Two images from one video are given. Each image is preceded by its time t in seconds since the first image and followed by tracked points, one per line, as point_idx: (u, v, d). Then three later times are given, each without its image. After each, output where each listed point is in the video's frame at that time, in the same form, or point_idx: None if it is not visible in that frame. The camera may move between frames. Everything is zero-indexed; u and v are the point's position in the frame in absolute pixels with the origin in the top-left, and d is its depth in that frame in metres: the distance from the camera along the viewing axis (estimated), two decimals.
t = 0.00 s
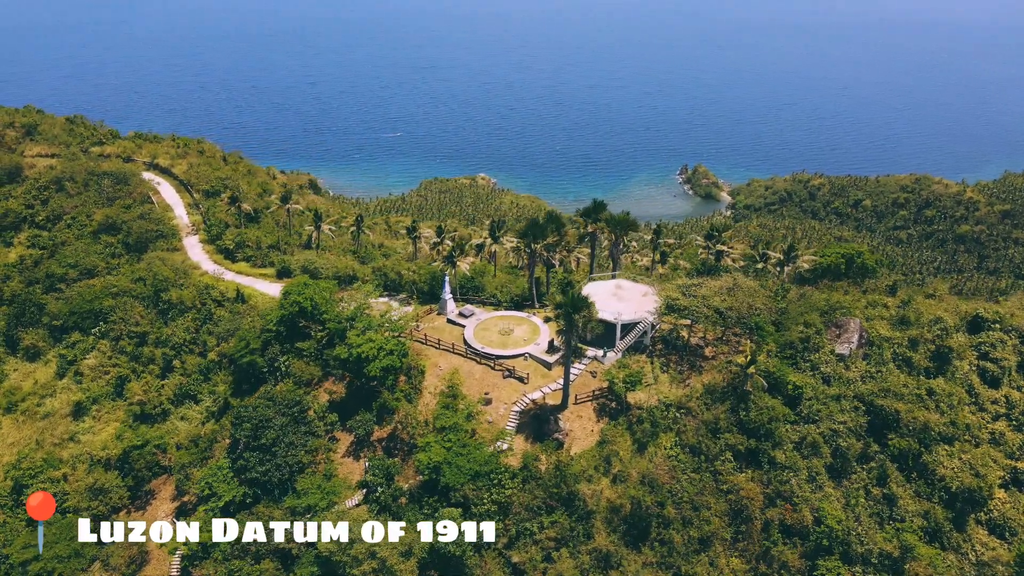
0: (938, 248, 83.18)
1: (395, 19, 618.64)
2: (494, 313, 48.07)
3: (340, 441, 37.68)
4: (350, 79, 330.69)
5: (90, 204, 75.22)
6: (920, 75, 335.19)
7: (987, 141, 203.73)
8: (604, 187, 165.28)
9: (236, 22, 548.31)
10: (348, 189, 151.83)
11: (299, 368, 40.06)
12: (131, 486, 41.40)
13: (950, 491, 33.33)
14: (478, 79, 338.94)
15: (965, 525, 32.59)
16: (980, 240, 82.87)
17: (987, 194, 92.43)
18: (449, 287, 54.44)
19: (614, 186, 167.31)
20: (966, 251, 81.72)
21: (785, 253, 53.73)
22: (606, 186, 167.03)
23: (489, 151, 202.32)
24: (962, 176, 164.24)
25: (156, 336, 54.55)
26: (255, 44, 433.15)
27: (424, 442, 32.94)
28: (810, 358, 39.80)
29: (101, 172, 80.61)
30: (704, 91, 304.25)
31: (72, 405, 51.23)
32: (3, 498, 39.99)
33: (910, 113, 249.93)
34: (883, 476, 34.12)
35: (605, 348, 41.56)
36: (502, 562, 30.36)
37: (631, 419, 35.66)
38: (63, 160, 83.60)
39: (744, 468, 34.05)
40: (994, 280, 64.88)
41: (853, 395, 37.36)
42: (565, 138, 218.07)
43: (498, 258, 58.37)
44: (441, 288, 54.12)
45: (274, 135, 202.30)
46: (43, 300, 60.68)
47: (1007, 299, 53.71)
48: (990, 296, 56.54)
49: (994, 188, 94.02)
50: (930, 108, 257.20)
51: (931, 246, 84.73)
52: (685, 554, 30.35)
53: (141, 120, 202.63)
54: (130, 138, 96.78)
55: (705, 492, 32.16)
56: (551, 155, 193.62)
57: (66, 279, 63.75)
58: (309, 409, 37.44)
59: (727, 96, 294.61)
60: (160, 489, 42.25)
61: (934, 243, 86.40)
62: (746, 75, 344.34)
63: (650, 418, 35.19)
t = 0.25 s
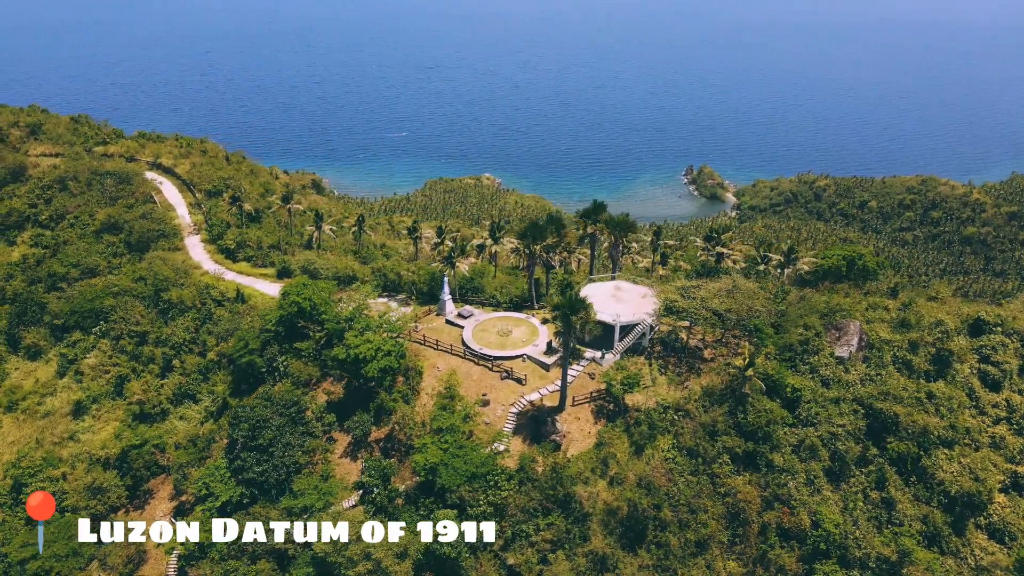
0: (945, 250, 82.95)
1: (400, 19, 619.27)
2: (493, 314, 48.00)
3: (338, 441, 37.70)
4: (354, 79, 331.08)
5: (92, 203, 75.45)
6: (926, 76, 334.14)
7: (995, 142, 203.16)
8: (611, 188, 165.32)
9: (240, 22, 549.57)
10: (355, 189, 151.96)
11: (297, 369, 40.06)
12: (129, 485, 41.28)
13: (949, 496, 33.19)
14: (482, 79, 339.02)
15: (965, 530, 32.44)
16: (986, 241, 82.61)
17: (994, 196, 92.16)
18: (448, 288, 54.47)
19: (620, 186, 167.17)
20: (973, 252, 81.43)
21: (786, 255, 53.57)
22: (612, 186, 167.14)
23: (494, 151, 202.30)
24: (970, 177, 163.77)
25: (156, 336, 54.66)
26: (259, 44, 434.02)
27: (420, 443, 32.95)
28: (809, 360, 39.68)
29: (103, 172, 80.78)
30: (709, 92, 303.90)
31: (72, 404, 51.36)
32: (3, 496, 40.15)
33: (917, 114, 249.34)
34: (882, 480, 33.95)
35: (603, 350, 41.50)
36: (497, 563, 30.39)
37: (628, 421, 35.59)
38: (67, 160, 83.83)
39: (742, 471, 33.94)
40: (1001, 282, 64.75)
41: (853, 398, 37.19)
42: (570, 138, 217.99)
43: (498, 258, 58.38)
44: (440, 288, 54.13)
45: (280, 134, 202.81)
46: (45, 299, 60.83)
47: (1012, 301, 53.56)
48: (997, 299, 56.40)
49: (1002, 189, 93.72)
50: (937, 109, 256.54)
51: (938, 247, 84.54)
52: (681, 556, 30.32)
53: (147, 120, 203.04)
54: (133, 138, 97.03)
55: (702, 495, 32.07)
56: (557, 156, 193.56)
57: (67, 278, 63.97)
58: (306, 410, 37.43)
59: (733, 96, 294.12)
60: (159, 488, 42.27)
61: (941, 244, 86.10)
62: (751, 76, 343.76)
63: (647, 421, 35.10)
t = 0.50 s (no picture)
0: (953, 252, 82.72)
1: (406, 19, 620.42)
2: (491, 315, 47.96)
3: (335, 442, 37.71)
4: (358, 78, 331.36)
5: (96, 202, 75.75)
6: (934, 77, 332.59)
7: (1004, 144, 202.17)
8: (619, 188, 165.27)
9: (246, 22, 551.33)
10: (364, 189, 152.29)
11: (295, 369, 40.09)
12: (127, 484, 41.21)
13: (948, 501, 32.98)
14: (488, 79, 339.08)
15: (964, 536, 32.25)
16: (994, 244, 82.46)
17: (1003, 198, 91.82)
18: (447, 289, 54.42)
19: (627, 187, 166.88)
20: (981, 255, 81.21)
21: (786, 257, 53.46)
22: (619, 187, 167.09)
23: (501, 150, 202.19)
24: (979, 179, 162.95)
25: (156, 335, 54.82)
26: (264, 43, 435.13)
27: (416, 445, 32.95)
28: (808, 363, 39.48)
29: (107, 171, 80.98)
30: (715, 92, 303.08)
31: (72, 402, 51.46)
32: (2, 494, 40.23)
33: (925, 115, 248.32)
34: (880, 485, 33.72)
35: (601, 352, 41.41)
36: (491, 565, 30.37)
37: (625, 424, 35.48)
38: (72, 158, 84.11)
39: (739, 475, 33.82)
40: (1009, 284, 64.49)
41: (852, 402, 36.96)
42: (576, 138, 217.75)
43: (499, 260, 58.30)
44: (439, 289, 54.18)
45: (287, 133, 203.53)
46: (47, 297, 61.00)
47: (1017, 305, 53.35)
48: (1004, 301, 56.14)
49: (1011, 192, 93.42)
50: (945, 111, 255.39)
51: (946, 249, 84.37)
52: (676, 560, 30.22)
53: (153, 120, 203.80)
54: (138, 137, 97.41)
55: (698, 499, 31.91)
56: (563, 156, 193.44)
57: (69, 277, 64.16)
58: (303, 410, 37.45)
59: (740, 97, 293.09)
60: (157, 488, 42.31)
61: (949, 246, 85.90)
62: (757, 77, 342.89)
63: (644, 424, 34.98)
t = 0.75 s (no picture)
0: (960, 254, 82.54)
1: (410, 20, 621.20)
2: (490, 316, 47.91)
3: (333, 442, 37.65)
4: (362, 78, 331.61)
5: (99, 202, 75.90)
6: (940, 78, 331.42)
7: (1011, 145, 201.44)
8: (625, 189, 165.26)
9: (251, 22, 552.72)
10: (370, 188, 152.70)
11: (294, 369, 40.05)
12: (126, 483, 41.22)
13: (947, 505, 32.81)
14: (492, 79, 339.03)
15: (963, 540, 32.08)
16: (1002, 246, 82.29)
17: (1010, 199, 91.48)
18: (447, 289, 54.37)
19: (633, 187, 166.67)
20: (988, 257, 80.95)
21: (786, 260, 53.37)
22: (624, 187, 167.07)
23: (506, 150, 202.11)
24: (986, 181, 162.29)
25: (157, 335, 54.93)
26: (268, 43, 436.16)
27: (414, 445, 32.96)
28: (808, 366, 39.35)
29: (111, 171, 81.15)
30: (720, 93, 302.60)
31: (72, 401, 51.54)
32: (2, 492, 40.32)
33: (931, 116, 247.51)
34: (879, 489, 33.56)
35: (599, 354, 41.35)
36: (487, 567, 30.33)
37: (623, 425, 35.42)
38: (75, 158, 84.29)
39: (737, 477, 33.73)
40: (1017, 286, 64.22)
41: (851, 405, 36.81)
42: (581, 139, 217.56)
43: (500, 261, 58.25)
44: (438, 290, 54.15)
45: (292, 133, 204.09)
46: (49, 296, 61.09)
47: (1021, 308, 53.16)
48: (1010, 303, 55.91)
49: (1018, 194, 93.12)
50: (952, 112, 254.50)
51: (952, 251, 84.20)
52: (674, 563, 30.13)
53: (159, 119, 204.28)
54: (143, 137, 97.67)
55: (695, 501, 31.82)
56: (569, 156, 193.33)
57: (71, 276, 64.24)
58: (301, 410, 37.45)
59: (745, 97, 292.52)
60: (156, 487, 42.23)
61: (956, 248, 85.66)
62: (761, 77, 342.26)
63: (642, 426, 34.93)
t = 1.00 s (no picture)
0: (970, 257, 82.02)
1: (418, 19, 622.14)
2: (490, 318, 47.87)
3: (332, 442, 37.68)
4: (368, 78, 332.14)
5: (105, 201, 76.23)
6: (950, 79, 329.13)
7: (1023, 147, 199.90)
8: (633, 189, 164.94)
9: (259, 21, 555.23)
10: (378, 188, 153.12)
11: (293, 369, 40.09)
12: (127, 482, 41.32)
13: (948, 511, 32.53)
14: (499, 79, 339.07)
15: (964, 547, 31.77)
16: (1013, 249, 81.83)
17: (1022, 202, 90.77)
18: (448, 290, 54.38)
19: (641, 188, 166.31)
20: (999, 260, 80.40)
21: (789, 263, 53.02)
22: (633, 188, 166.68)
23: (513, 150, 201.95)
24: (997, 184, 161.10)
25: (159, 333, 55.11)
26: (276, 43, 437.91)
27: (411, 447, 32.97)
28: (809, 370, 39.18)
29: (117, 170, 81.49)
30: (729, 94, 301.63)
31: (75, 399, 51.77)
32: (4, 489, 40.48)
33: (942, 118, 245.83)
34: (879, 494, 33.31)
35: (599, 356, 41.27)
36: (483, 569, 30.24)
37: (621, 428, 35.32)
38: (83, 157, 84.71)
39: (735, 481, 33.57)
40: None
41: (851, 409, 36.57)
42: (589, 139, 217.26)
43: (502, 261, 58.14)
44: (439, 291, 54.13)
45: (300, 132, 204.60)
46: (53, 295, 61.34)
47: None
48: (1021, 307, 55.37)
49: None
50: (962, 114, 252.75)
51: (963, 254, 83.72)
52: (671, 567, 29.99)
53: (167, 118, 205.26)
54: (150, 136, 98.16)
55: (694, 505, 31.69)
56: (576, 157, 193.09)
57: (76, 274, 64.49)
58: (300, 410, 37.50)
59: (753, 99, 291.46)
60: (156, 485, 42.16)
61: (966, 251, 85.13)
62: (770, 78, 341.06)
63: (641, 428, 34.81)
